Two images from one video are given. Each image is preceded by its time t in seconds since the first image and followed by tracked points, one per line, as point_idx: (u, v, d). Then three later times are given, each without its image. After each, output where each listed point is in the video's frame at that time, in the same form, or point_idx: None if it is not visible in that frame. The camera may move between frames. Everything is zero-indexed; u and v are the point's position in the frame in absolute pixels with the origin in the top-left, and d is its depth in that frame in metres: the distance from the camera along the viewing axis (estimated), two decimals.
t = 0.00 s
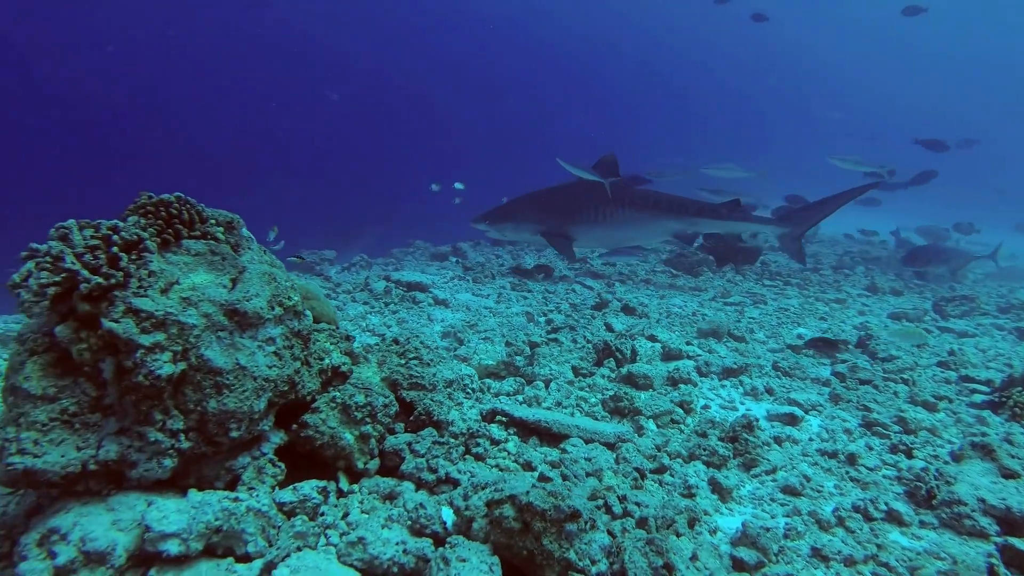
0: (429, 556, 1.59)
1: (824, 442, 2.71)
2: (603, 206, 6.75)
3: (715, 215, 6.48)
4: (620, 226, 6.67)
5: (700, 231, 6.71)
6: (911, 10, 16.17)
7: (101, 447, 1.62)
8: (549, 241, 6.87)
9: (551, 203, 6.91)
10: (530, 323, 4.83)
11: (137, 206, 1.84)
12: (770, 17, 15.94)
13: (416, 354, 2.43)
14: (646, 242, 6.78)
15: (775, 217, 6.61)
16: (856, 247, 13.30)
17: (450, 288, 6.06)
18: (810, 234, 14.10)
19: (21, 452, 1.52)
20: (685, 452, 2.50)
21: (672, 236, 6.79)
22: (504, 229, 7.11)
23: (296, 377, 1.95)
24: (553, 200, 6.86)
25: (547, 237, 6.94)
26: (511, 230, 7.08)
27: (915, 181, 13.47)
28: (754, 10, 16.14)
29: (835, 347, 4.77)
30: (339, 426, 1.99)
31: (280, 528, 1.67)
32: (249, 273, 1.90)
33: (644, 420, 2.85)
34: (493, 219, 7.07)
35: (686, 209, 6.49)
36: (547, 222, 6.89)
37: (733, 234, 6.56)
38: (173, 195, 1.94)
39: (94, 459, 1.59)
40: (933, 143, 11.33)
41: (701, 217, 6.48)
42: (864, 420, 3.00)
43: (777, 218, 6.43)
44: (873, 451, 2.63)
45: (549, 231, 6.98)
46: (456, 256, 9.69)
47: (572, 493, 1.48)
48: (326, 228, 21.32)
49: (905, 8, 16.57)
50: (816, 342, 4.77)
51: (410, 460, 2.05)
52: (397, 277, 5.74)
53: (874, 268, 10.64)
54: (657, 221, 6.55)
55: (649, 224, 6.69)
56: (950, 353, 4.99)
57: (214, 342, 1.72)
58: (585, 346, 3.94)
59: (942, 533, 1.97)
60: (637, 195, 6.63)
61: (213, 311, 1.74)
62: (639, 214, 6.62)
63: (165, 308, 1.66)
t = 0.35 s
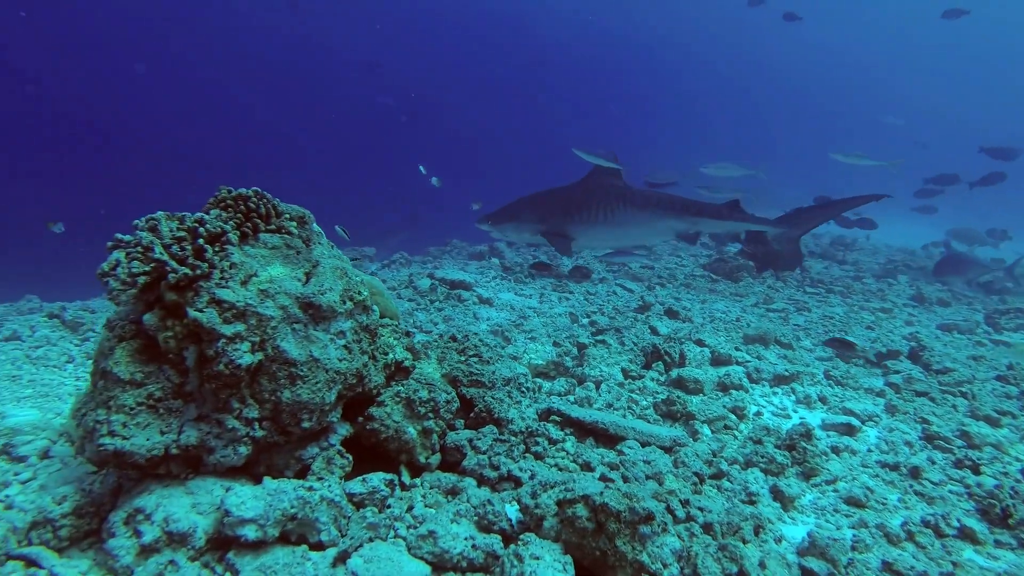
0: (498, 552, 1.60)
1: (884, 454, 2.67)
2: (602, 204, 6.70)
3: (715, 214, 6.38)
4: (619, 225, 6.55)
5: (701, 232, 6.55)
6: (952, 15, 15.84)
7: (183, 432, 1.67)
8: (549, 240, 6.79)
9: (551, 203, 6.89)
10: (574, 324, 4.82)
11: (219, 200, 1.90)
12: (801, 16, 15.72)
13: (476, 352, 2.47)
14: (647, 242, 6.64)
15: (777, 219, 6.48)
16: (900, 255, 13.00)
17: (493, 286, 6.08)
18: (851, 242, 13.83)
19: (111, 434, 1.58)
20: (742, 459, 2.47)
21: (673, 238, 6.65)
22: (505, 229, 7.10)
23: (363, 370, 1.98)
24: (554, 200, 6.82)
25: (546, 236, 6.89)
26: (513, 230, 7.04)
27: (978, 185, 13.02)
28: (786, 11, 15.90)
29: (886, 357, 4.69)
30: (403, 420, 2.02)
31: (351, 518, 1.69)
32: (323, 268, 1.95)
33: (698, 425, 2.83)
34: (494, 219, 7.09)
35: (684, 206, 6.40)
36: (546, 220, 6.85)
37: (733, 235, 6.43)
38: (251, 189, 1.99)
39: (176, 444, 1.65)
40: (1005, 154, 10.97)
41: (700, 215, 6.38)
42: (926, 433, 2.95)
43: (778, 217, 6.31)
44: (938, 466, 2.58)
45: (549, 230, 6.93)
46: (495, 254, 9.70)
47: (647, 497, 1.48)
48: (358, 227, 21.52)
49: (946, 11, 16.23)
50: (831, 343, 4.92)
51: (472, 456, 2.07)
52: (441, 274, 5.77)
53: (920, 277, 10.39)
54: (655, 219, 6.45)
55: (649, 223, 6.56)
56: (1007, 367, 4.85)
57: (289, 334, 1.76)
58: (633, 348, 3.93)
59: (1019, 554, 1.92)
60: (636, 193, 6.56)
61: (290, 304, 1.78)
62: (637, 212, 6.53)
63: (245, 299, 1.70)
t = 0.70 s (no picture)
0: (553, 551, 1.61)
1: (934, 468, 2.63)
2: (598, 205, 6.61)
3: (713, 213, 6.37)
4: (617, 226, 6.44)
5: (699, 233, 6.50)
6: (989, 20, 15.57)
7: (245, 423, 1.72)
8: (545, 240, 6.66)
9: (548, 204, 6.77)
10: (611, 327, 4.82)
11: (282, 197, 1.94)
12: (831, 18, 15.52)
13: (524, 353, 2.49)
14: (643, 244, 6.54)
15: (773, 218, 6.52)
16: (940, 266, 12.72)
17: (529, 288, 6.11)
18: (889, 251, 13.57)
19: (179, 422, 1.64)
20: (789, 467, 2.45)
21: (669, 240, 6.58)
22: (501, 230, 6.95)
23: (417, 368, 2.01)
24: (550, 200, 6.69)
25: (541, 237, 6.75)
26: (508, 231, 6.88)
27: None
28: (815, 12, 15.71)
29: (931, 369, 4.60)
30: (454, 419, 2.04)
31: (406, 513, 1.72)
32: (381, 266, 1.98)
33: (743, 432, 2.81)
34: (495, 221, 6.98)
35: (683, 206, 6.38)
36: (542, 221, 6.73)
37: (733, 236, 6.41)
38: (312, 187, 2.03)
39: (239, 434, 1.70)
40: None
41: (698, 214, 6.36)
42: (977, 448, 2.89)
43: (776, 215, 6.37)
44: (992, 483, 2.52)
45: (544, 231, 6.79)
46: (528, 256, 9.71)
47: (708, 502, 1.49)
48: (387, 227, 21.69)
49: (985, 15, 15.94)
50: (844, 340, 5.41)
51: (522, 456, 2.09)
52: (478, 274, 5.80)
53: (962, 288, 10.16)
54: (653, 218, 6.39)
55: (646, 224, 6.49)
56: None
57: (348, 330, 1.79)
58: (673, 353, 3.91)
59: None
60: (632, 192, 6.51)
61: (350, 300, 1.81)
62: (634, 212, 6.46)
63: (308, 295, 1.74)
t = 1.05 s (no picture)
0: (590, 555, 1.62)
1: (971, 481, 2.59)
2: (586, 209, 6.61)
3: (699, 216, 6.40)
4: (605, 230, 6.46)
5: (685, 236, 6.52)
6: (1014, 25, 15.33)
7: (287, 420, 1.74)
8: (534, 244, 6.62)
9: (537, 208, 6.74)
10: (637, 331, 4.81)
11: (325, 198, 1.98)
12: (848, 21, 15.36)
13: (558, 356, 2.51)
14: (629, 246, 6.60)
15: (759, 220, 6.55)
16: (969, 275, 12.50)
17: (554, 290, 6.12)
18: (916, 260, 13.36)
19: (223, 417, 1.66)
20: (823, 477, 2.43)
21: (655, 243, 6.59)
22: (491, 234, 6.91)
23: (454, 368, 2.03)
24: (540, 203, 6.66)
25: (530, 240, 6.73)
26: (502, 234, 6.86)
27: None
28: (832, 15, 15.51)
29: (964, 380, 4.51)
30: (489, 420, 2.05)
31: (444, 513, 1.73)
32: (421, 267, 2.00)
33: (774, 439, 2.79)
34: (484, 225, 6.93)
35: (669, 209, 6.41)
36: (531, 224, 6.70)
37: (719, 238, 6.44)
38: (354, 188, 2.06)
39: (281, 431, 1.72)
40: None
41: (683, 218, 6.38)
42: (1015, 463, 2.84)
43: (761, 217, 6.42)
44: None
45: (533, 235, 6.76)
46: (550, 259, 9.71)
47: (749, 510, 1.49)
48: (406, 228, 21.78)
49: (1009, 20, 15.72)
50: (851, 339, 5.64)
51: (557, 458, 2.10)
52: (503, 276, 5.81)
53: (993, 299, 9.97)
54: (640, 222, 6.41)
55: (632, 227, 6.50)
56: None
57: (388, 330, 1.81)
58: (701, 358, 3.89)
59: None
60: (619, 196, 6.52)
61: (391, 300, 1.83)
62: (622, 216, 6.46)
63: (350, 295, 1.76)
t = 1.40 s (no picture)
0: (616, 559, 1.62)
1: (995, 490, 2.57)
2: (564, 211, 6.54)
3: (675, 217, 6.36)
4: (582, 233, 6.42)
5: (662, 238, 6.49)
6: None
7: (315, 421, 1.76)
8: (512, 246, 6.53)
9: (515, 210, 6.65)
10: (654, 335, 4.80)
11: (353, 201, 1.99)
12: (854, 24, 15.28)
13: (580, 359, 2.51)
14: (606, 247, 6.57)
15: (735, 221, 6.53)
16: (986, 281, 12.37)
17: (571, 294, 6.12)
18: (932, 266, 13.24)
19: (253, 417, 1.68)
20: (845, 484, 2.42)
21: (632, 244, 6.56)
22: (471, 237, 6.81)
23: (479, 371, 2.04)
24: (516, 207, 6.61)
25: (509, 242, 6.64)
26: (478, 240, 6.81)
27: None
28: (839, 18, 15.44)
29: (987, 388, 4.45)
30: (513, 423, 2.06)
31: (470, 515, 1.74)
32: (447, 270, 2.01)
33: (796, 445, 2.78)
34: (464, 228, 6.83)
35: (645, 211, 6.37)
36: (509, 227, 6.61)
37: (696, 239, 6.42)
38: (380, 191, 2.08)
39: (309, 432, 1.74)
40: None
41: (659, 219, 6.35)
42: None
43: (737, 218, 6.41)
44: None
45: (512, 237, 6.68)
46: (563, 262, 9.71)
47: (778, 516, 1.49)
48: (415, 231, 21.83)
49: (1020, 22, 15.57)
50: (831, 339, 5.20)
51: (580, 462, 2.11)
52: (520, 279, 5.81)
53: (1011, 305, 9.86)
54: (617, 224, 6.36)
55: (609, 229, 6.45)
56: None
57: (415, 333, 1.82)
58: (720, 363, 3.88)
59: None
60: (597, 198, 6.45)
61: (418, 304, 1.85)
62: (599, 217, 6.40)
63: (379, 297, 1.78)
